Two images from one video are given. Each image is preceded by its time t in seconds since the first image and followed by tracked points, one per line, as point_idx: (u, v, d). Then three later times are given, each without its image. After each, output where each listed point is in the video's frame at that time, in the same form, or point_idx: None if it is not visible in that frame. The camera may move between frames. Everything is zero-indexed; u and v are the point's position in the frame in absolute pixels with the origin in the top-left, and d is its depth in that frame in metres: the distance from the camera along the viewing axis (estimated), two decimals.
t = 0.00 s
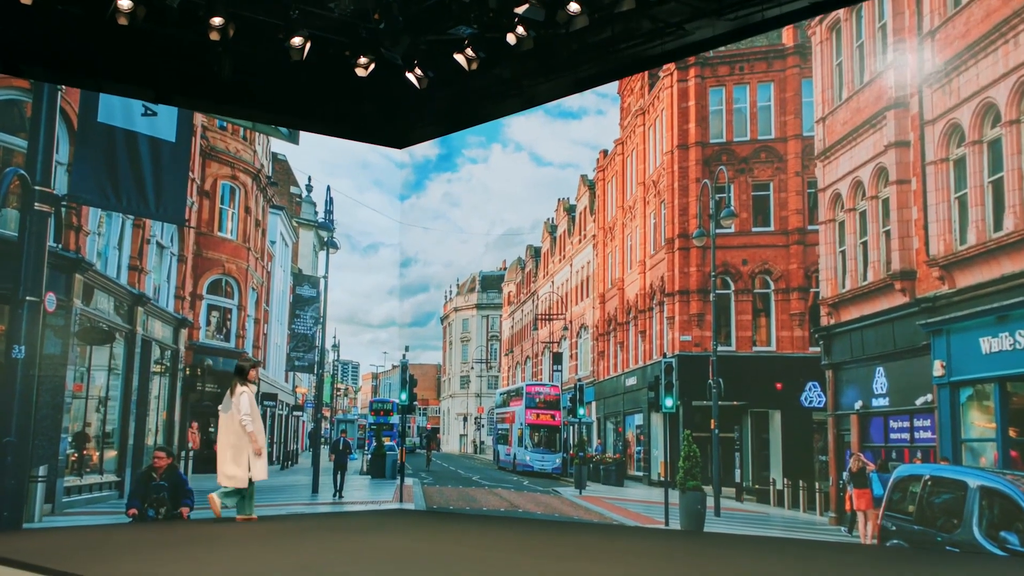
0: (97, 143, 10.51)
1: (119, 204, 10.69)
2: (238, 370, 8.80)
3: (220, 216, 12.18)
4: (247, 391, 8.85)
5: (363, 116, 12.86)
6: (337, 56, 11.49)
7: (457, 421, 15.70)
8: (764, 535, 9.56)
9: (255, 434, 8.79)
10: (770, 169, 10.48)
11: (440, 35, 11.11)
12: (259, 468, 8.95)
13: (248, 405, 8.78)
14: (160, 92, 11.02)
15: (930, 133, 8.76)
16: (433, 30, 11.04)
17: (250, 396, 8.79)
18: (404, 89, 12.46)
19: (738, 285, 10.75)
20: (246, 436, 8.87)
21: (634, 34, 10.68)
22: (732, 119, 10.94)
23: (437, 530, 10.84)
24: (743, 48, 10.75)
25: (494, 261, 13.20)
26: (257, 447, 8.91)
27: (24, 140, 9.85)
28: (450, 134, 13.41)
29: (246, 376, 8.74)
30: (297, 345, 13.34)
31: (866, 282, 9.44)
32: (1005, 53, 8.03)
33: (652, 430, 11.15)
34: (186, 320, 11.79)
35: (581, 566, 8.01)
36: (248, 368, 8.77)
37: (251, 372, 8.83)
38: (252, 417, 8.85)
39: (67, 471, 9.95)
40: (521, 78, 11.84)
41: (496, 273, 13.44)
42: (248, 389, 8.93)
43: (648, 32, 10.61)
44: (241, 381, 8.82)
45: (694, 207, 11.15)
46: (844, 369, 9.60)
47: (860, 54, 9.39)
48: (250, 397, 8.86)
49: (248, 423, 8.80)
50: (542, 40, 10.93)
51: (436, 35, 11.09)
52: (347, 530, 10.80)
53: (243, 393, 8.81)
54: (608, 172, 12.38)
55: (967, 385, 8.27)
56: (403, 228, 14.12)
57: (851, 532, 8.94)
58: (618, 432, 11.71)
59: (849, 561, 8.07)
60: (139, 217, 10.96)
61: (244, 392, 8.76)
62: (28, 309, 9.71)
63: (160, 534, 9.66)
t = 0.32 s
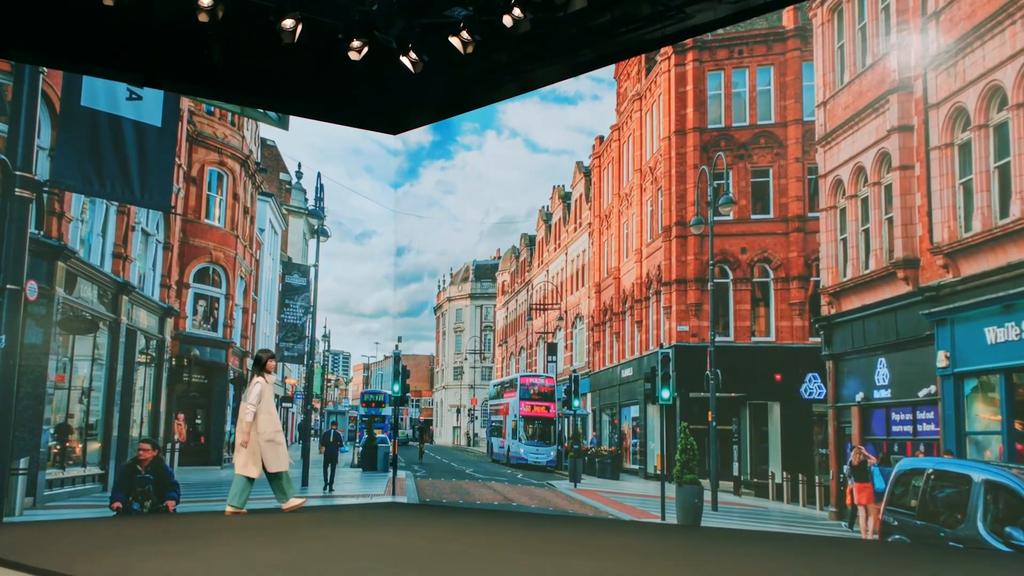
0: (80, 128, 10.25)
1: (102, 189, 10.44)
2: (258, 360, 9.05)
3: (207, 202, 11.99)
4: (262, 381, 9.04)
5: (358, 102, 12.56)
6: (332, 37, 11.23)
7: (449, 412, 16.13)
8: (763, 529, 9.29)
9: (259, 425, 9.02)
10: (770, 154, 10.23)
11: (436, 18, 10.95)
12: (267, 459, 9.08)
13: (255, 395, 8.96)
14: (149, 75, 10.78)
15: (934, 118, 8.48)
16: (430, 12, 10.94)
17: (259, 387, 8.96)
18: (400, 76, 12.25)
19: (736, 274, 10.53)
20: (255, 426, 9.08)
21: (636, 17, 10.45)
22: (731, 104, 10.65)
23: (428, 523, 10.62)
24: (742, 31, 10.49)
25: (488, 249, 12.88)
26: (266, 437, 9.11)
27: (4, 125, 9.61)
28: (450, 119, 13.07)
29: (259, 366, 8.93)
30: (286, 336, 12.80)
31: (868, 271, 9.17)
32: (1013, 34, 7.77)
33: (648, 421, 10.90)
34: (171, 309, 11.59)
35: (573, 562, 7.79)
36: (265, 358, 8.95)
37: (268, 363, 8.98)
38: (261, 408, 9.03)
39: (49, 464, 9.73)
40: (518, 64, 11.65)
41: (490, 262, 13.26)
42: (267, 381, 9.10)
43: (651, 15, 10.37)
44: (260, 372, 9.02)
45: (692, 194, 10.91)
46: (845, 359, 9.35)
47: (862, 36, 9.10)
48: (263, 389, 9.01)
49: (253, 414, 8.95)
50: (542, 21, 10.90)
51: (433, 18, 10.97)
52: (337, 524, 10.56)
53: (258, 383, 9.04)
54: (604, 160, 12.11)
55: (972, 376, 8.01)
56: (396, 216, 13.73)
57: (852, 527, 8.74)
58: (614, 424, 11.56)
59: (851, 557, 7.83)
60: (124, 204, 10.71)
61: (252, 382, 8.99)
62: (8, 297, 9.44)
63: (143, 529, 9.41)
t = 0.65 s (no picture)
0: (64, 110, 9.96)
1: (87, 173, 10.15)
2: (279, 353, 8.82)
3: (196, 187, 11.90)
4: (280, 374, 8.78)
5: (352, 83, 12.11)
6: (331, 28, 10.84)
7: (443, 402, 15.98)
8: (762, 522, 9.09)
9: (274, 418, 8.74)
10: (770, 138, 9.97)
11: None
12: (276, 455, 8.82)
13: (271, 388, 8.68)
14: (139, 62, 10.49)
15: (938, 100, 8.20)
16: None
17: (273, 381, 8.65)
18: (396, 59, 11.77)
19: (735, 261, 10.30)
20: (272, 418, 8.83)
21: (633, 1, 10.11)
22: (730, 87, 10.37)
23: (421, 515, 10.43)
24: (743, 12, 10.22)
25: (482, 237, 12.56)
26: (280, 431, 8.84)
27: None
28: (440, 105, 12.91)
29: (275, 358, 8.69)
30: (278, 323, 13.79)
31: (870, 257, 8.96)
32: (1020, 13, 7.49)
33: (645, 412, 10.70)
34: (159, 297, 11.39)
35: (568, 554, 7.55)
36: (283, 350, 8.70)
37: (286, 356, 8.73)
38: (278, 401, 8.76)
39: (32, 454, 9.40)
40: (517, 49, 11.30)
41: (484, 249, 12.84)
42: (287, 375, 8.85)
43: None
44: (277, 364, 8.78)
45: (690, 178, 10.57)
46: (847, 348, 9.11)
47: (865, 16, 8.81)
48: (278, 383, 8.71)
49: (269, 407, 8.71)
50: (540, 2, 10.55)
51: None
52: (329, 517, 10.32)
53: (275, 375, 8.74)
54: (601, 145, 11.76)
55: (977, 365, 7.75)
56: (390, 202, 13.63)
57: (854, 519, 8.48)
58: (609, 414, 11.37)
59: (855, 551, 7.60)
60: (109, 188, 10.46)
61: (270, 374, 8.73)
62: None
63: (127, 522, 9.14)
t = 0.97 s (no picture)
0: (43, 87, 9.61)
1: (67, 154, 9.71)
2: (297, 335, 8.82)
3: (180, 168, 11.51)
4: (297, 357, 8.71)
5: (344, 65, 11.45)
6: (335, 28, 10.67)
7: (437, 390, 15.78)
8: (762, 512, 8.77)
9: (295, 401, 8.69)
10: (771, 117, 9.61)
11: None
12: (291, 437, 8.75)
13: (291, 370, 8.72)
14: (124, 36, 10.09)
15: (946, 76, 7.83)
16: None
17: (291, 365, 8.62)
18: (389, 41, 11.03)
19: (735, 243, 10.03)
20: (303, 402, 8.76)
21: None
22: (730, 64, 10.01)
23: (411, 504, 10.15)
24: None
25: (476, 221, 12.26)
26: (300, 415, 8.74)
27: None
28: (435, 84, 12.43)
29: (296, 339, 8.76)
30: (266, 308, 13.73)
31: (875, 239, 8.60)
32: None
33: (642, 399, 10.48)
34: (142, 282, 10.98)
35: (563, 544, 7.28)
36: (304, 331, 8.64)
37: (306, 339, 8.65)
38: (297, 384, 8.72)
39: (11, 443, 9.13)
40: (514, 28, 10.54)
41: (478, 233, 12.64)
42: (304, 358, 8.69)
43: None
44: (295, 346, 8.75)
45: (689, 159, 10.31)
46: (850, 333, 8.76)
47: None
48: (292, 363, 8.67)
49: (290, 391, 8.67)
50: None
51: None
52: (316, 507, 10.02)
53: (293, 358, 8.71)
54: (597, 125, 11.61)
55: (985, 350, 7.46)
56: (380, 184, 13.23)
57: (856, 510, 8.19)
58: (606, 401, 11.22)
59: (862, 543, 7.28)
60: (90, 169, 10.06)
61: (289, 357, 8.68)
62: None
63: (106, 512, 8.81)
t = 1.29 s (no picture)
0: (17, 64, 9.05)
1: (43, 135, 9.26)
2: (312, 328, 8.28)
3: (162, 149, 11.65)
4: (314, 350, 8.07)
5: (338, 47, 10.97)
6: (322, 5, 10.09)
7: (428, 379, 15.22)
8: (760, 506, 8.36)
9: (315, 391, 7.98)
10: (771, 96, 9.29)
11: None
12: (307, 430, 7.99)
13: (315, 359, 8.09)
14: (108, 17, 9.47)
15: (954, 52, 7.46)
16: None
17: (311, 353, 7.96)
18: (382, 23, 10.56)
19: (734, 228, 9.70)
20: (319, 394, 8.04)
21: None
22: (729, 43, 9.70)
23: (399, 496, 9.81)
24: None
25: (467, 205, 11.80)
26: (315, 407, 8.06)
27: None
28: (428, 64, 12.13)
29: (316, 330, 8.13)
30: (250, 296, 13.11)
31: (879, 224, 8.24)
32: None
33: (638, 388, 10.14)
34: (122, 267, 10.57)
35: (553, 539, 6.92)
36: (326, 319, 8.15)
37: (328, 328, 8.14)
38: (317, 373, 8.08)
39: None
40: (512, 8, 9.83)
41: (470, 218, 12.17)
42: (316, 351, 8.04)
43: None
44: (310, 337, 8.13)
45: (687, 141, 9.93)
46: (852, 321, 8.43)
47: None
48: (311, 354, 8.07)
49: (313, 380, 7.98)
50: None
51: None
52: (302, 500, 9.68)
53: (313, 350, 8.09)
54: (592, 105, 11.13)
55: (994, 338, 7.02)
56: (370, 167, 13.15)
57: (859, 504, 7.86)
58: (601, 391, 10.93)
59: (867, 540, 6.91)
60: (68, 150, 9.62)
61: (308, 346, 8.04)
62: None
63: (81, 504, 8.48)
